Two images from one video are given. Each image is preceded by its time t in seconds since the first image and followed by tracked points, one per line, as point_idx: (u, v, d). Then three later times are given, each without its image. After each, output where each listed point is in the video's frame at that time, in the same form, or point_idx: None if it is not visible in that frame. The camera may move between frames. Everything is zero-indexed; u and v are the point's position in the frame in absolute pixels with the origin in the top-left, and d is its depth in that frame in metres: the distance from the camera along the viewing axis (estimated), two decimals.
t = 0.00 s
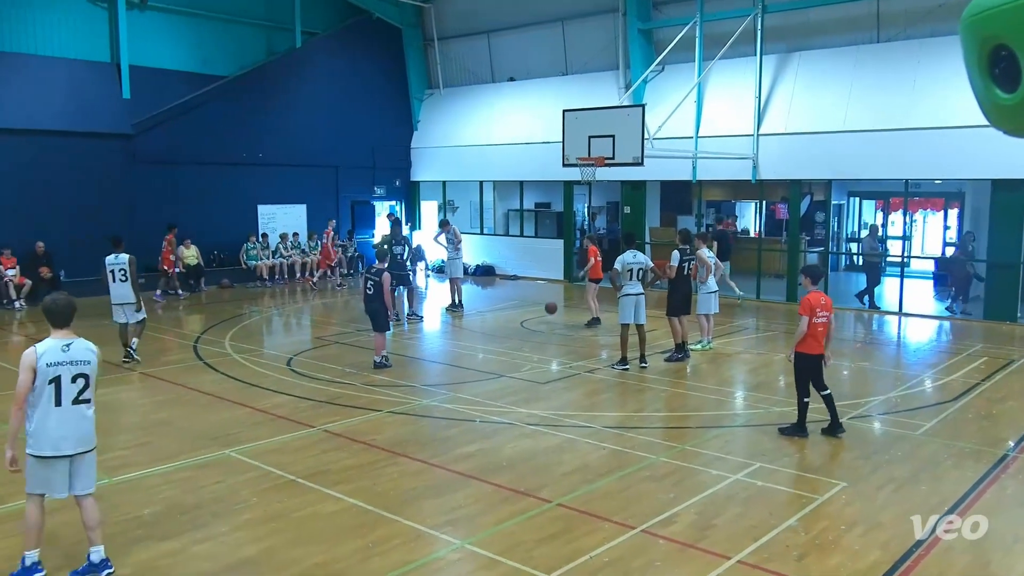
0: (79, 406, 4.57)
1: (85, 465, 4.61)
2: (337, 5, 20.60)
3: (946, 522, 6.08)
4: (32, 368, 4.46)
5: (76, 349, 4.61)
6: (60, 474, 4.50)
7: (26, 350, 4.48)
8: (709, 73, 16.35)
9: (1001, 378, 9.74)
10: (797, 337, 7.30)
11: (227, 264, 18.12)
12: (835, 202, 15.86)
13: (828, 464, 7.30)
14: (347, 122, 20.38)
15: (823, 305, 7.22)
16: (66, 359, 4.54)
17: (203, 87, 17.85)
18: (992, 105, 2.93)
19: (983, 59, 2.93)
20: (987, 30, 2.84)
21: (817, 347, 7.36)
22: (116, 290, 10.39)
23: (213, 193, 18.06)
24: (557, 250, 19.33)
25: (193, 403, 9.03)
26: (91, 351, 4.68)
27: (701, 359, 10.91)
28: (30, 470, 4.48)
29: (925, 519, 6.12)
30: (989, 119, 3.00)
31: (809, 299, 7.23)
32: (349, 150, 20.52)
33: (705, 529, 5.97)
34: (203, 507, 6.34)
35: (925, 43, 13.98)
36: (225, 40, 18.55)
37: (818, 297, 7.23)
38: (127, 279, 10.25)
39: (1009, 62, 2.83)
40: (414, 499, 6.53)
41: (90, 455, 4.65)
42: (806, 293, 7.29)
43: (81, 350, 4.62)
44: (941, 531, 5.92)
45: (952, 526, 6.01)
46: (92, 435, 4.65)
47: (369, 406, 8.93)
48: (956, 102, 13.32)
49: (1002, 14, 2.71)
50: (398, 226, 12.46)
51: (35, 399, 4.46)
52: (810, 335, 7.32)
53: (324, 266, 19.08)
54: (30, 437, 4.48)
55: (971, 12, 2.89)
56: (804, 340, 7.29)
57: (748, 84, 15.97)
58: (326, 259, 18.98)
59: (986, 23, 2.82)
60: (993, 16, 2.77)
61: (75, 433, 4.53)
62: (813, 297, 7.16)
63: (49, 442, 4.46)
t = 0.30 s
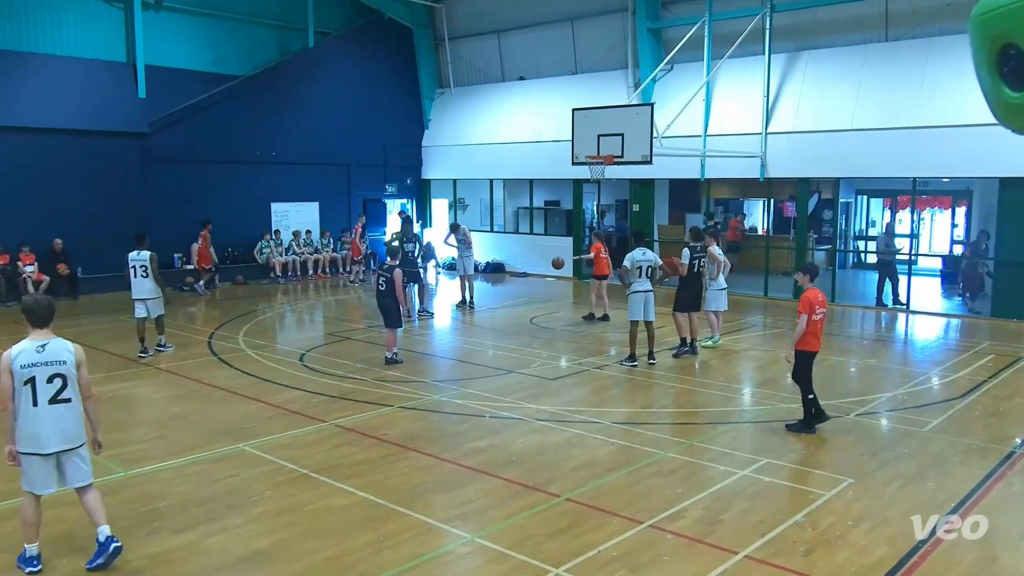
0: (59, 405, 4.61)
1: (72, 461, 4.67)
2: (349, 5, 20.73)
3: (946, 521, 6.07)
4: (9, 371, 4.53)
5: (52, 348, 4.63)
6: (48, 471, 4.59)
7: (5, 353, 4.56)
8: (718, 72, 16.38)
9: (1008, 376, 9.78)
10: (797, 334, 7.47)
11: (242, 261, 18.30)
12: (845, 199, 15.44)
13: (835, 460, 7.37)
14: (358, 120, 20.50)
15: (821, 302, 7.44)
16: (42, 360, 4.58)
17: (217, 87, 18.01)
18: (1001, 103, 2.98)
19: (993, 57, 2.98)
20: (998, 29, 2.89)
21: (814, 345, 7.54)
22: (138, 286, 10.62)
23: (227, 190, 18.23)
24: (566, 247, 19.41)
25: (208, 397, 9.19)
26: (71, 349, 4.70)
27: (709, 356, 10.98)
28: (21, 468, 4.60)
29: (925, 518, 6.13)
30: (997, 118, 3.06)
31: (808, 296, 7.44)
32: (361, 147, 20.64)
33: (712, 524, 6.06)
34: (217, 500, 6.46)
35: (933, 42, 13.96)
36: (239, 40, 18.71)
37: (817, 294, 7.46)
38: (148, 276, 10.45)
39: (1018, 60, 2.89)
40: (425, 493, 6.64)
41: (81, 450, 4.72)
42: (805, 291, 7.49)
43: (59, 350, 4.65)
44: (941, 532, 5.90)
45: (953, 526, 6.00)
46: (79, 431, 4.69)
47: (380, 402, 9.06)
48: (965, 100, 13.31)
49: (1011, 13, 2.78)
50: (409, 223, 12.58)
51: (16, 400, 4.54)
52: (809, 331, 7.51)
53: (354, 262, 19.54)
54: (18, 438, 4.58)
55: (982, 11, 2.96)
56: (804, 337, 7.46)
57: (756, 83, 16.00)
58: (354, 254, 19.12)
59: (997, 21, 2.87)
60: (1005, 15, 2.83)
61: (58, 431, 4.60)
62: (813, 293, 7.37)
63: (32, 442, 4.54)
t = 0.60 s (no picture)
0: (60, 395, 4.73)
1: (74, 448, 4.81)
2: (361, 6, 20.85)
3: (946, 521, 6.05)
4: (7, 365, 4.61)
5: (48, 340, 4.74)
6: (54, 460, 4.72)
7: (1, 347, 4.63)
8: (726, 71, 16.43)
9: (1016, 373, 9.81)
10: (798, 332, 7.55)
11: (256, 258, 18.47)
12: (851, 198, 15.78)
13: (842, 457, 7.43)
14: (369, 119, 20.62)
15: (817, 299, 7.57)
16: (39, 352, 4.68)
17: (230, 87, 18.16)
18: (1008, 102, 3.00)
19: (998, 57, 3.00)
20: (1005, 29, 2.91)
21: (813, 343, 7.64)
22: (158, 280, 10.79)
23: (240, 189, 18.39)
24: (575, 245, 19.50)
25: (222, 393, 9.33)
26: (66, 340, 4.82)
27: (717, 353, 11.05)
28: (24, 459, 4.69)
29: (925, 518, 6.12)
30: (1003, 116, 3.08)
31: (806, 293, 7.56)
32: (372, 146, 20.77)
33: (720, 519, 6.13)
34: (230, 494, 6.58)
35: (941, 41, 13.96)
36: (252, 41, 18.87)
37: (814, 292, 7.57)
38: (168, 271, 10.62)
39: None
40: (436, 488, 6.75)
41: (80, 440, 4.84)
42: (802, 288, 7.61)
43: (55, 341, 4.76)
44: (942, 532, 5.89)
45: (952, 526, 5.99)
46: (77, 422, 4.81)
47: (391, 397, 9.18)
48: (972, 99, 13.32)
49: (1018, 13, 2.80)
50: (419, 222, 12.70)
51: (16, 393, 4.63)
52: (808, 328, 7.60)
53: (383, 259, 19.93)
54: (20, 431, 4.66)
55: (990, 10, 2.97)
56: (804, 335, 7.55)
57: (764, 82, 16.04)
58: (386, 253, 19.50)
59: (1004, 21, 2.89)
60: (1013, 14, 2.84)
61: (61, 420, 4.72)
62: (810, 290, 7.50)
63: (36, 433, 4.65)
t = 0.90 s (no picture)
0: (76, 389, 4.84)
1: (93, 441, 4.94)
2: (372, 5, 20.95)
3: (946, 521, 6.04)
4: (24, 361, 4.72)
5: (63, 335, 4.83)
6: (73, 453, 4.85)
7: (19, 343, 4.75)
8: (734, 71, 16.47)
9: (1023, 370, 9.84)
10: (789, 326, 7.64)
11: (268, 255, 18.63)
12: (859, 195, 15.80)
13: (848, 454, 7.49)
14: (380, 118, 20.74)
15: (812, 297, 7.66)
16: (55, 347, 4.77)
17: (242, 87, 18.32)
18: (1016, 99, 3.07)
19: (1008, 55, 3.07)
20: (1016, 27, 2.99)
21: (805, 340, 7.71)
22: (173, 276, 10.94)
23: (252, 187, 18.55)
24: (583, 243, 19.58)
25: (234, 388, 9.46)
26: (81, 335, 4.91)
27: (725, 350, 11.11)
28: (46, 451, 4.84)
29: (925, 518, 6.10)
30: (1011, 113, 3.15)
31: (801, 290, 7.66)
32: (382, 144, 20.89)
33: (727, 515, 6.21)
34: (242, 488, 6.69)
35: (949, 40, 13.95)
36: (265, 41, 19.01)
37: (808, 289, 7.67)
38: (181, 267, 10.76)
39: None
40: (445, 483, 6.85)
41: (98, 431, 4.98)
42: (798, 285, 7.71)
43: (71, 337, 4.85)
44: (942, 532, 5.88)
45: (952, 526, 5.97)
46: (95, 413, 4.94)
47: (402, 393, 9.29)
48: (980, 98, 13.31)
49: None
50: (429, 220, 12.81)
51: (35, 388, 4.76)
52: (801, 324, 7.68)
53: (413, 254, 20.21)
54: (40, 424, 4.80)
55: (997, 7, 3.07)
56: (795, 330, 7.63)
57: (772, 80, 16.07)
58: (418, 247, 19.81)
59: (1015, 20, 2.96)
60: None
61: (78, 414, 4.84)
62: (805, 287, 7.60)
63: (55, 426, 4.78)
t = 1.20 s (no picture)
0: (97, 387, 4.90)
1: (111, 438, 4.99)
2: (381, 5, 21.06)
3: (946, 521, 6.05)
4: (54, 353, 4.89)
5: (91, 333, 4.92)
6: (90, 447, 4.92)
7: (55, 336, 4.94)
8: (739, 70, 16.51)
9: None
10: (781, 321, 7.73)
11: (278, 253, 18.74)
12: (865, 194, 15.81)
13: (852, 451, 7.54)
14: (388, 117, 20.84)
15: (807, 293, 7.71)
16: (82, 343, 4.88)
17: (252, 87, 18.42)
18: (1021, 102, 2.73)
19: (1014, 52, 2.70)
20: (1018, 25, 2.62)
21: (798, 335, 7.79)
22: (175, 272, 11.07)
23: (262, 185, 18.66)
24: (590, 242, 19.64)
25: (244, 385, 9.57)
26: (110, 335, 4.97)
27: (730, 348, 11.16)
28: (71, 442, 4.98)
29: (925, 519, 6.09)
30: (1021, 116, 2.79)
31: (797, 285, 7.72)
32: (390, 144, 20.99)
33: (732, 511, 6.27)
34: (253, 483, 6.80)
35: (955, 40, 13.97)
36: (274, 41, 19.13)
37: (804, 285, 7.71)
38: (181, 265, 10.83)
39: None
40: (453, 479, 6.93)
41: (122, 429, 5.03)
42: (795, 281, 7.76)
43: (98, 335, 4.93)
44: (941, 531, 5.88)
45: (952, 526, 5.97)
46: (117, 411, 4.99)
47: (410, 390, 9.38)
48: (985, 97, 13.32)
49: None
50: (436, 218, 12.91)
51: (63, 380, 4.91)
52: (793, 319, 7.76)
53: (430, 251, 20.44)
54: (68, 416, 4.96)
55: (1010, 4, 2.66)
56: (787, 325, 7.73)
57: (778, 80, 16.10)
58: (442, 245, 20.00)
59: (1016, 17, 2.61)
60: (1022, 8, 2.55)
61: (96, 410, 4.91)
62: (800, 283, 7.65)
63: (74, 420, 4.89)
